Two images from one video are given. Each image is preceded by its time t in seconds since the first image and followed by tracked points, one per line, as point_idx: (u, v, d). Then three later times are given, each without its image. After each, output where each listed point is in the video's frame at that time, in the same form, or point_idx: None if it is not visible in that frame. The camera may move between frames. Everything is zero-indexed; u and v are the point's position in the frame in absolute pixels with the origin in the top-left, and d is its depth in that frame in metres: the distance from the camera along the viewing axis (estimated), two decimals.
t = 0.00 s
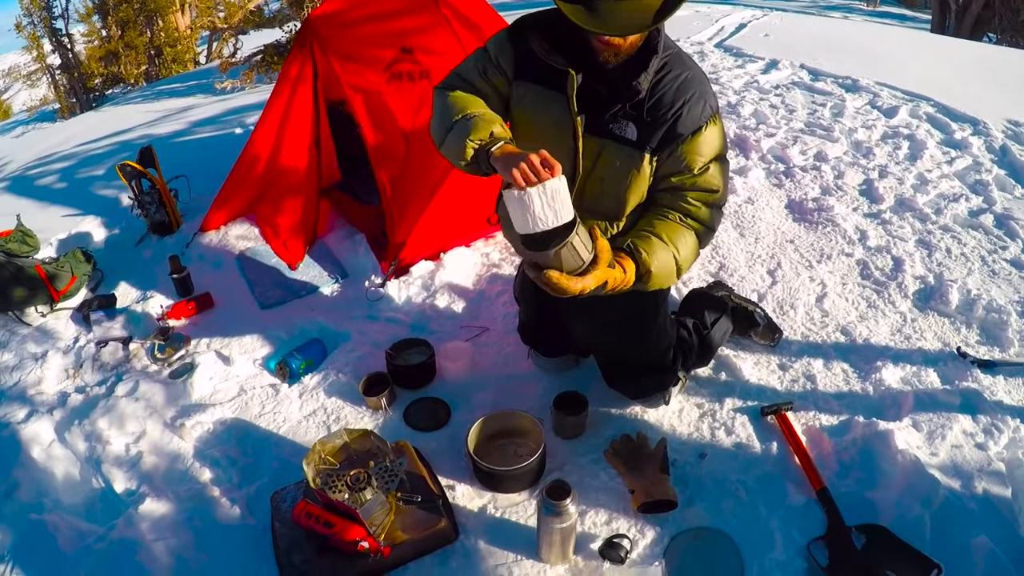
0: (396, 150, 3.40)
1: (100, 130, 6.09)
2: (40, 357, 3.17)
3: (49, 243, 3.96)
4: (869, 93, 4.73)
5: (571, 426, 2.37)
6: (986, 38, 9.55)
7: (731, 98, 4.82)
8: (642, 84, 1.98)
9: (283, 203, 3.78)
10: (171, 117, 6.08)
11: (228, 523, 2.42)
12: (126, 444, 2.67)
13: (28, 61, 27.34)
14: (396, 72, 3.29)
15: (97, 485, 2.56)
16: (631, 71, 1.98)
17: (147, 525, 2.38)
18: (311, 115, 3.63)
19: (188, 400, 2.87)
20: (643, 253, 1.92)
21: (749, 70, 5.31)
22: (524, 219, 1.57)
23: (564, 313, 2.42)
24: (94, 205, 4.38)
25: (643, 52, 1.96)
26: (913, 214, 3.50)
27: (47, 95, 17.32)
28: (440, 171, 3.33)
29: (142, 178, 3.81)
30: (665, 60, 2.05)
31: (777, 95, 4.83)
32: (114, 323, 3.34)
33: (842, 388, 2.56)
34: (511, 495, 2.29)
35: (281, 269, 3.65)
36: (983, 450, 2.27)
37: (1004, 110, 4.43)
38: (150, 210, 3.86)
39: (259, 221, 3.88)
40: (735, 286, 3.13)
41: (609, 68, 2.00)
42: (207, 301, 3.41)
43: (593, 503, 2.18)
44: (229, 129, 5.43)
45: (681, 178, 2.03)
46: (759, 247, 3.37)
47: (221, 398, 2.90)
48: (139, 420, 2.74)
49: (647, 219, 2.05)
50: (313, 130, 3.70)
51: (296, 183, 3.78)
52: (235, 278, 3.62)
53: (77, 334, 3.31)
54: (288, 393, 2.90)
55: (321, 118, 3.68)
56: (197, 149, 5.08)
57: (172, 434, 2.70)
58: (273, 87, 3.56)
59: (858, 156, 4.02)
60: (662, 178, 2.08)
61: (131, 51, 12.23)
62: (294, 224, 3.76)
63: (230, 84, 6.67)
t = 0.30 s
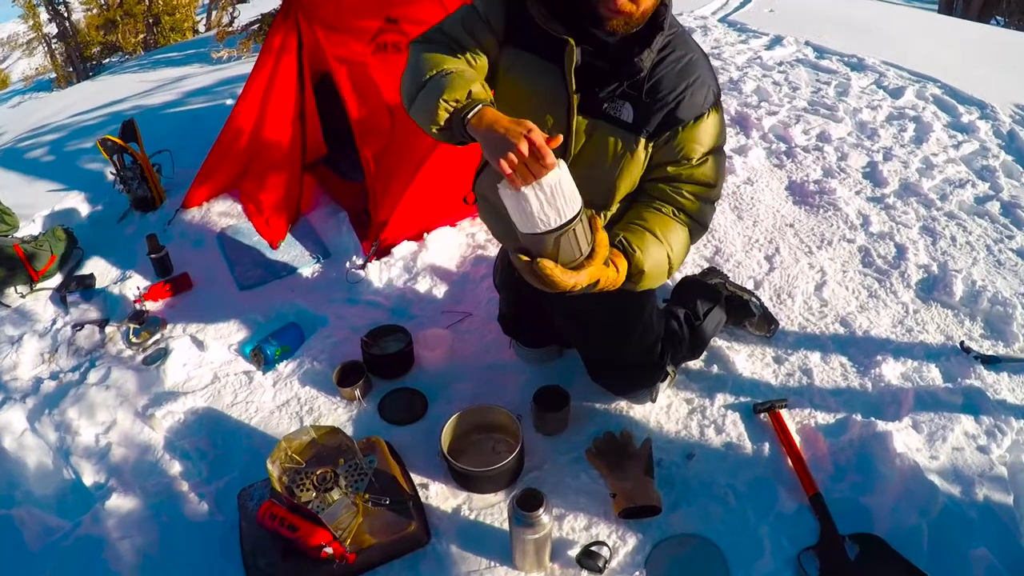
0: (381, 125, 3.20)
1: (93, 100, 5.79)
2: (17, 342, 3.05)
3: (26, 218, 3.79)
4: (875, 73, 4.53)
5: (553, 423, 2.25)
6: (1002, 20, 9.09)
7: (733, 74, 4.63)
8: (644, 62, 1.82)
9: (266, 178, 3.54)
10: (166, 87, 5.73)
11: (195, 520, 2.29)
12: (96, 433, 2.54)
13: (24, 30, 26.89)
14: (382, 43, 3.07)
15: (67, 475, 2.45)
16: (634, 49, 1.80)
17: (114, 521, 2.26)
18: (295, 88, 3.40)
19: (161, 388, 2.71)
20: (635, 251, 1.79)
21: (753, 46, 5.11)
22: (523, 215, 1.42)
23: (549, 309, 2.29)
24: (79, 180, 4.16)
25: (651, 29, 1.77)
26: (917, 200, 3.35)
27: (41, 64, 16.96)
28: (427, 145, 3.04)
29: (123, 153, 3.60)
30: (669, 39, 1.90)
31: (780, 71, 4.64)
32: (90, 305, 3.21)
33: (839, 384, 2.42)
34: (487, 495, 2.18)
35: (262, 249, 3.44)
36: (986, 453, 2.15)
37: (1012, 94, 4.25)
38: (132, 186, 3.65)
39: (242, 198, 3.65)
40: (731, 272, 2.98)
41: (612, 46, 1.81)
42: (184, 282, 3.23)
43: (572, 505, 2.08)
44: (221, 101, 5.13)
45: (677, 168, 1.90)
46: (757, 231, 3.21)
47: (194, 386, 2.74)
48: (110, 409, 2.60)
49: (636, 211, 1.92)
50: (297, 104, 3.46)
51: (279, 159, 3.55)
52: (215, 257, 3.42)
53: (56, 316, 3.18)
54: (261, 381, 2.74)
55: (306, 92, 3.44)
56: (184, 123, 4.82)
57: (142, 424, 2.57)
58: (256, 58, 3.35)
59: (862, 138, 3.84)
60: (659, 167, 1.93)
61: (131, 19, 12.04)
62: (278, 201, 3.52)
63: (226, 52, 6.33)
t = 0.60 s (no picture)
0: (366, 122, 2.98)
1: (85, 89, 5.51)
2: None
3: None
4: (876, 73, 4.44)
5: (537, 440, 2.15)
6: (998, 24, 9.06)
7: (730, 71, 4.52)
8: (640, 63, 1.71)
9: (248, 176, 3.30)
10: (158, 76, 5.40)
11: (167, 541, 2.17)
12: (68, 447, 2.40)
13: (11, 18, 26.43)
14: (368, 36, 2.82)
15: (40, 491, 2.32)
16: (630, 49, 1.70)
17: (84, 542, 2.16)
18: (278, 81, 3.12)
19: (135, 398, 2.56)
20: (626, 269, 1.69)
21: (752, 43, 5.01)
22: (519, 219, 1.32)
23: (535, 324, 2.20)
24: (60, 173, 3.91)
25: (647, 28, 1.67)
26: (917, 205, 3.26)
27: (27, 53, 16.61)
28: (413, 141, 2.87)
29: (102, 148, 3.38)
30: (668, 41, 1.81)
31: (779, 70, 4.53)
32: (63, 308, 3.04)
33: (836, 399, 2.33)
34: (466, 516, 2.08)
35: (241, 249, 3.20)
36: (985, 472, 2.08)
37: (1013, 98, 4.17)
38: (112, 182, 3.43)
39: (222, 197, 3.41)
40: (725, 279, 2.87)
41: (606, 45, 1.71)
42: (160, 283, 3.03)
43: (555, 528, 2.00)
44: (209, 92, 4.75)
45: (671, 179, 1.78)
46: (753, 235, 3.11)
47: (167, 397, 2.58)
48: (82, 422, 2.47)
49: (626, 224, 1.81)
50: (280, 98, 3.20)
51: (262, 155, 3.30)
52: (194, 257, 3.20)
53: (32, 320, 3.00)
54: (237, 392, 2.58)
55: (291, 86, 3.15)
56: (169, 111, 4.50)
57: (116, 437, 2.42)
58: (237, 49, 3.07)
59: (862, 140, 3.75)
60: (654, 179, 1.81)
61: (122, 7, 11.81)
62: (259, 198, 3.29)
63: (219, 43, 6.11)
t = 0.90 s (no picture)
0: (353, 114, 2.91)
1: (74, 81, 5.39)
2: None
3: None
4: (876, 57, 4.31)
5: (529, 446, 2.11)
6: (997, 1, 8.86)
7: (726, 57, 4.34)
8: (636, 55, 1.59)
9: (235, 170, 3.21)
10: (146, 66, 5.29)
11: (157, 548, 2.13)
12: (57, 452, 2.36)
13: None
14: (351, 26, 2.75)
15: (32, 496, 2.28)
16: (624, 39, 1.57)
17: (74, 549, 2.12)
18: (263, 74, 3.04)
19: (123, 401, 2.52)
20: (620, 277, 1.63)
21: (749, 22, 4.84)
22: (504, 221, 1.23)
23: (531, 336, 2.17)
24: (49, 169, 3.83)
25: (643, 17, 1.53)
26: (921, 195, 3.17)
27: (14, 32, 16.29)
28: (401, 133, 2.79)
29: (88, 145, 3.31)
30: (663, 30, 1.70)
31: (778, 53, 4.38)
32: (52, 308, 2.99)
33: (836, 401, 2.27)
34: (457, 525, 2.04)
35: (230, 244, 3.14)
36: (987, 480, 2.04)
37: (1017, 83, 4.06)
38: (99, 178, 3.37)
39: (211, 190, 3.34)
40: (723, 276, 2.76)
41: (598, 36, 1.60)
42: (148, 282, 2.98)
43: (548, 538, 1.96)
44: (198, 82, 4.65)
45: (669, 179, 1.69)
46: (752, 228, 2.97)
47: (156, 399, 2.53)
48: (71, 426, 2.42)
49: (620, 227, 1.74)
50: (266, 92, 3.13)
51: (250, 149, 3.20)
52: (182, 254, 3.15)
53: (21, 320, 2.97)
54: (225, 395, 2.53)
55: (276, 77, 3.07)
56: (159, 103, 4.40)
57: (104, 442, 2.37)
58: (220, 43, 3.00)
59: (863, 126, 3.63)
60: (650, 179, 1.72)
61: None
62: (248, 193, 3.21)
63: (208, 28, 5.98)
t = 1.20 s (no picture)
0: (341, 110, 2.88)
1: (62, 79, 5.32)
2: None
3: None
4: (871, 43, 4.27)
5: (524, 446, 2.10)
6: None
7: (721, 43, 4.31)
8: (624, 55, 1.57)
9: (224, 168, 3.16)
10: (135, 62, 5.23)
11: (153, 554, 2.12)
12: (52, 459, 2.34)
13: None
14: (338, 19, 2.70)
15: (28, 503, 2.27)
16: (613, 38, 1.54)
17: (71, 557, 2.11)
18: (249, 70, 3.00)
19: (117, 405, 2.50)
20: (611, 280, 1.60)
21: (742, 9, 4.78)
22: (498, 239, 1.25)
23: (524, 339, 2.19)
24: (38, 170, 3.78)
25: (632, 15, 1.50)
26: (916, 184, 3.14)
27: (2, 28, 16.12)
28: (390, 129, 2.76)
29: (77, 145, 3.28)
30: (653, 26, 1.67)
31: (772, 40, 4.34)
32: (44, 313, 2.96)
33: (832, 395, 2.26)
34: (453, 526, 2.03)
35: (220, 244, 3.11)
36: (983, 473, 2.03)
37: (1012, 69, 4.03)
38: (88, 179, 3.33)
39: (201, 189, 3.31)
40: (718, 268, 2.73)
41: (587, 31, 1.56)
42: (139, 284, 2.95)
43: (544, 538, 1.95)
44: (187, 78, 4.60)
45: (660, 178, 1.67)
46: (747, 219, 2.95)
47: (149, 403, 2.51)
48: (64, 432, 2.40)
49: (610, 229, 1.72)
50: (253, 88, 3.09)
51: (239, 146, 3.16)
52: (173, 254, 3.12)
53: (13, 325, 2.96)
54: (219, 397, 2.52)
55: (264, 74, 3.04)
56: (148, 99, 4.35)
57: (98, 447, 2.35)
58: (207, 38, 2.96)
59: (859, 114, 3.60)
60: (641, 179, 1.70)
61: None
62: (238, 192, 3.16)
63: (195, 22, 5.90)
